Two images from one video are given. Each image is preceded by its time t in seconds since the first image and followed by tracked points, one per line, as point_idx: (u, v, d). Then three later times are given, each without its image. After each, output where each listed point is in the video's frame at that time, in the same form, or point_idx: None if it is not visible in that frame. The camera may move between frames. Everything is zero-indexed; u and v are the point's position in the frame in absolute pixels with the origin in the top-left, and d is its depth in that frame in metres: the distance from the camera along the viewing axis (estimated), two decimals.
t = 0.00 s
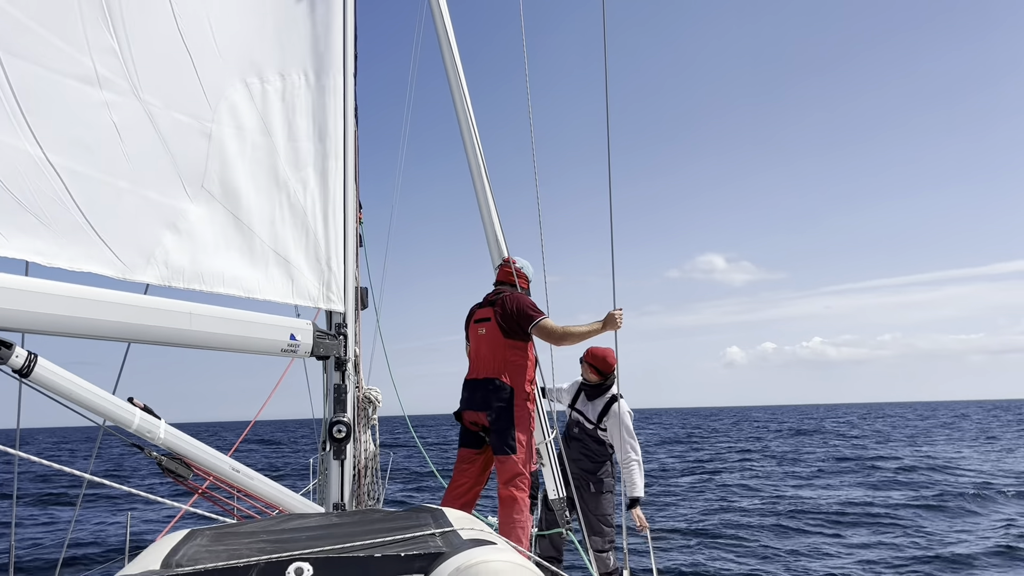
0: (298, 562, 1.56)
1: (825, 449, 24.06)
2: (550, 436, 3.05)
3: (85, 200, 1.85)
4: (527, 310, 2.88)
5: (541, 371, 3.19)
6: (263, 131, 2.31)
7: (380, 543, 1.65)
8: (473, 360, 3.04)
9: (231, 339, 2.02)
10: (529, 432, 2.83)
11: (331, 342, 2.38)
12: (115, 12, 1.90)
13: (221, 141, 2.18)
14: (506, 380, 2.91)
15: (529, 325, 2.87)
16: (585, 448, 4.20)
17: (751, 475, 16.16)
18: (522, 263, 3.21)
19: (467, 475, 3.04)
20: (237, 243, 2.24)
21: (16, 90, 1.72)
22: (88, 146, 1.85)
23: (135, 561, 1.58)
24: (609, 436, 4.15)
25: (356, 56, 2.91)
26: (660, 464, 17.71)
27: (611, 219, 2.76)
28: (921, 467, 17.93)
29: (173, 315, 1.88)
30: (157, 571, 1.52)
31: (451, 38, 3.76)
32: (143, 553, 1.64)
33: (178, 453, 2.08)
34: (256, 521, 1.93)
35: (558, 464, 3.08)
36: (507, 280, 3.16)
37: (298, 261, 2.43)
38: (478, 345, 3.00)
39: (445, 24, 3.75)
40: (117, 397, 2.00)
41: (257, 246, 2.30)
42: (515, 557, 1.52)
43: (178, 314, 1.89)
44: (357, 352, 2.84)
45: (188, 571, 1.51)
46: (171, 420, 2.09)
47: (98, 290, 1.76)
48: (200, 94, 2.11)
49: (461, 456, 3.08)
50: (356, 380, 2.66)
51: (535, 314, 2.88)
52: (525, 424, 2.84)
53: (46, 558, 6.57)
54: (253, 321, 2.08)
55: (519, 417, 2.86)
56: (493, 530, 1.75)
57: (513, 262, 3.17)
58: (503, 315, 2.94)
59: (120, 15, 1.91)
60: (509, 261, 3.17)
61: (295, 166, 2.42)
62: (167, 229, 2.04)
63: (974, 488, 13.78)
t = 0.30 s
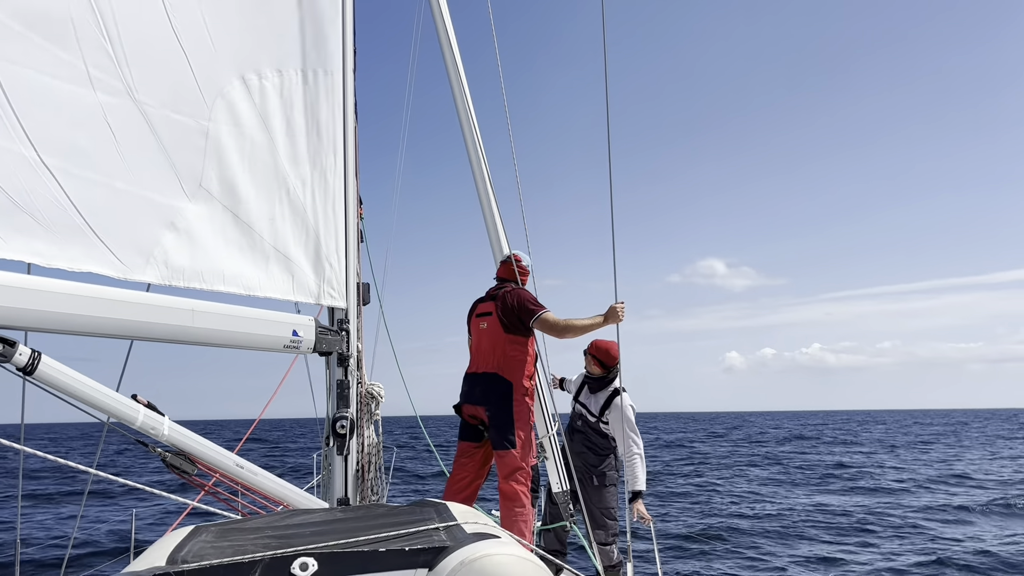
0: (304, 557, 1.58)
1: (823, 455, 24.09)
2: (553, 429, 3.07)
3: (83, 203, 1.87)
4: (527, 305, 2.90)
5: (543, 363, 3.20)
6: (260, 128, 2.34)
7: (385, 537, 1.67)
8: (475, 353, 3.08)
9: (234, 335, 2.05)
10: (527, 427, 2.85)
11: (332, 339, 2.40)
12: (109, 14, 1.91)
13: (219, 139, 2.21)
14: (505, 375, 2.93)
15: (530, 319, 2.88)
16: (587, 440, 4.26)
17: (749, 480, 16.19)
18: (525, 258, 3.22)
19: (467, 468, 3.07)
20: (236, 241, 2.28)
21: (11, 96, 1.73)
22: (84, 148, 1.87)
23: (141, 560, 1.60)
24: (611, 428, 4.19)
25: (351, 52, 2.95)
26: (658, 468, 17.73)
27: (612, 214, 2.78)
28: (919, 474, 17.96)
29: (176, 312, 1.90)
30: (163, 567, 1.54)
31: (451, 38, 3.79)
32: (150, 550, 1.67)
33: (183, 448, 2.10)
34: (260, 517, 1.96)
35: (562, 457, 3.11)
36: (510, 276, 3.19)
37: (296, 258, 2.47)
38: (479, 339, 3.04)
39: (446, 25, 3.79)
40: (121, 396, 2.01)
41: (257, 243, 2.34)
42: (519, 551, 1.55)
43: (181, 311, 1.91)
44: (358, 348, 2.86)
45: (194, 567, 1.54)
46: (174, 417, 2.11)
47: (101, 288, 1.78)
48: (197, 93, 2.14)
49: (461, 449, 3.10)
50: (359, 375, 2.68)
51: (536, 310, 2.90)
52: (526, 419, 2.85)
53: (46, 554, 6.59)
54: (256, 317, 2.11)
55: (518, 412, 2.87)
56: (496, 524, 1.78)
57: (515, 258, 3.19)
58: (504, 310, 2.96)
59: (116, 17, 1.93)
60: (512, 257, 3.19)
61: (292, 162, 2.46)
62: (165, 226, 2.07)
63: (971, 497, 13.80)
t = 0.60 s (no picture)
0: (308, 553, 1.59)
1: (820, 462, 24.10)
2: (554, 423, 3.06)
3: (87, 197, 1.87)
4: (521, 300, 2.88)
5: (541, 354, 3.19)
6: (265, 123, 2.35)
7: (388, 532, 1.68)
8: (473, 348, 3.09)
9: (236, 333, 2.05)
10: (524, 422, 2.84)
11: (335, 336, 2.40)
12: (114, 8, 1.91)
13: (223, 133, 2.22)
14: (501, 371, 2.94)
15: (528, 312, 2.85)
16: (595, 435, 4.30)
17: (746, 486, 16.21)
18: (525, 253, 3.21)
19: (466, 464, 3.06)
20: (240, 237, 2.29)
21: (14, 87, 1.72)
22: (89, 142, 1.87)
23: (144, 557, 1.61)
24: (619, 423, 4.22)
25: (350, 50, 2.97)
26: (655, 471, 17.74)
27: (612, 208, 2.77)
28: (916, 482, 17.98)
29: (178, 310, 1.91)
30: (166, 565, 1.54)
31: (451, 42, 3.81)
32: (153, 547, 1.67)
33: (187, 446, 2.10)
34: (262, 514, 1.96)
35: (564, 451, 3.10)
36: (509, 271, 3.19)
37: (298, 254, 2.47)
38: (477, 334, 3.05)
39: (446, 28, 3.80)
40: (125, 395, 2.01)
41: (260, 239, 2.35)
42: (521, 545, 1.56)
43: (183, 310, 1.92)
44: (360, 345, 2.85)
45: (197, 563, 1.54)
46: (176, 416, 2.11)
47: (103, 287, 1.78)
48: (201, 86, 2.14)
49: (459, 445, 3.10)
50: (361, 372, 2.68)
51: (533, 302, 2.86)
52: (523, 415, 2.85)
53: (45, 551, 6.60)
54: (258, 315, 2.12)
55: (514, 408, 2.86)
56: (498, 519, 1.79)
57: (515, 253, 3.19)
58: (498, 306, 2.95)
59: (122, 10, 1.92)
60: (512, 253, 3.19)
61: (295, 158, 2.47)
62: (170, 222, 2.08)
63: (968, 506, 13.81)
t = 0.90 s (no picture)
0: (312, 553, 1.59)
1: (818, 468, 24.12)
2: (555, 422, 3.06)
3: (91, 197, 1.87)
4: (522, 299, 2.88)
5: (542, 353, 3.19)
6: (265, 124, 2.36)
7: (392, 532, 1.68)
8: (472, 347, 3.09)
9: (238, 334, 2.05)
10: (521, 421, 2.84)
11: (336, 336, 2.41)
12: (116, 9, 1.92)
13: (224, 134, 2.22)
14: (498, 371, 2.94)
15: (529, 312, 2.86)
16: (602, 434, 4.34)
17: (742, 491, 16.21)
18: (525, 253, 3.21)
19: (465, 464, 3.06)
20: (244, 238, 2.29)
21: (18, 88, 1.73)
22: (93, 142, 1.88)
23: (147, 559, 1.61)
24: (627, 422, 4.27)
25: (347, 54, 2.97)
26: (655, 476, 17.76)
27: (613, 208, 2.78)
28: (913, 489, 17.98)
29: (179, 312, 1.91)
30: (171, 566, 1.55)
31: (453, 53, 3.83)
32: (157, 549, 1.67)
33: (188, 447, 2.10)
34: (265, 515, 1.96)
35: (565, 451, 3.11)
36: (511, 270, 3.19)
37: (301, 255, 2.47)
38: (477, 333, 3.05)
39: (446, 37, 3.82)
40: (126, 396, 2.01)
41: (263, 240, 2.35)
42: (526, 543, 1.56)
43: (184, 312, 1.92)
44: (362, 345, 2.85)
45: (201, 564, 1.54)
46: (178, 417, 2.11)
47: (105, 290, 1.79)
48: (202, 87, 2.15)
49: (458, 445, 3.09)
50: (362, 372, 2.68)
51: (533, 301, 2.86)
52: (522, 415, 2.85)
53: (46, 551, 6.61)
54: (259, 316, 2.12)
55: (513, 407, 2.87)
56: (502, 518, 1.79)
57: (516, 252, 3.19)
58: (498, 306, 2.94)
59: (123, 12, 1.93)
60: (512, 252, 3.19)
61: (296, 158, 2.47)
62: (173, 223, 2.08)
63: (967, 514, 13.81)
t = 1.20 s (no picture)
0: (317, 554, 1.60)
1: (812, 472, 24.21)
2: (554, 424, 3.08)
3: (82, 207, 1.89)
4: (524, 302, 2.90)
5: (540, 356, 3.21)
6: (257, 131, 2.37)
7: (396, 534, 1.69)
8: (470, 348, 3.10)
9: (239, 336, 2.06)
10: (519, 422, 2.86)
11: (336, 338, 2.42)
12: (104, 22, 1.93)
13: (215, 143, 2.24)
14: (496, 372, 2.95)
15: (531, 313, 2.88)
16: (606, 435, 4.36)
17: (737, 495, 16.25)
18: (525, 254, 3.23)
19: (462, 464, 3.06)
20: (237, 244, 2.30)
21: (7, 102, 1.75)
22: (82, 153, 1.89)
23: (149, 561, 1.62)
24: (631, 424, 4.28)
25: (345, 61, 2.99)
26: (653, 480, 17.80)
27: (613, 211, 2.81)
28: (910, 495, 18.04)
29: (180, 314, 1.92)
30: (174, 568, 1.55)
31: (454, 64, 3.85)
32: (160, 551, 1.68)
33: (188, 448, 2.10)
34: (267, 516, 1.97)
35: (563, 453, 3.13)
36: (510, 271, 3.21)
37: (297, 260, 2.48)
38: (475, 334, 3.06)
39: (447, 48, 3.85)
40: (126, 398, 2.02)
41: (257, 246, 2.36)
42: (528, 544, 1.58)
43: (185, 313, 1.93)
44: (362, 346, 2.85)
45: (204, 567, 1.55)
46: (180, 419, 2.11)
47: (105, 293, 1.80)
48: (193, 96, 2.16)
49: (455, 446, 3.09)
50: (363, 374, 2.69)
51: (534, 303, 2.89)
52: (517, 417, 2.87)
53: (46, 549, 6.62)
54: (259, 317, 2.13)
55: (509, 409, 2.89)
56: (503, 519, 1.80)
57: (515, 253, 3.21)
58: (498, 309, 2.96)
59: (112, 24, 1.95)
60: (510, 253, 3.20)
61: (291, 164, 2.48)
62: (165, 230, 2.09)
63: (964, 519, 13.86)
